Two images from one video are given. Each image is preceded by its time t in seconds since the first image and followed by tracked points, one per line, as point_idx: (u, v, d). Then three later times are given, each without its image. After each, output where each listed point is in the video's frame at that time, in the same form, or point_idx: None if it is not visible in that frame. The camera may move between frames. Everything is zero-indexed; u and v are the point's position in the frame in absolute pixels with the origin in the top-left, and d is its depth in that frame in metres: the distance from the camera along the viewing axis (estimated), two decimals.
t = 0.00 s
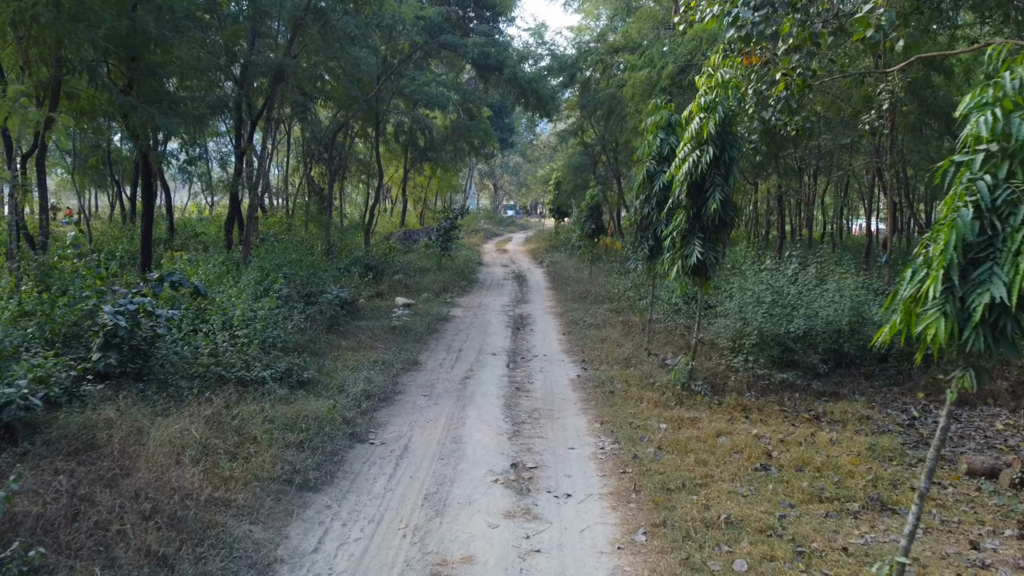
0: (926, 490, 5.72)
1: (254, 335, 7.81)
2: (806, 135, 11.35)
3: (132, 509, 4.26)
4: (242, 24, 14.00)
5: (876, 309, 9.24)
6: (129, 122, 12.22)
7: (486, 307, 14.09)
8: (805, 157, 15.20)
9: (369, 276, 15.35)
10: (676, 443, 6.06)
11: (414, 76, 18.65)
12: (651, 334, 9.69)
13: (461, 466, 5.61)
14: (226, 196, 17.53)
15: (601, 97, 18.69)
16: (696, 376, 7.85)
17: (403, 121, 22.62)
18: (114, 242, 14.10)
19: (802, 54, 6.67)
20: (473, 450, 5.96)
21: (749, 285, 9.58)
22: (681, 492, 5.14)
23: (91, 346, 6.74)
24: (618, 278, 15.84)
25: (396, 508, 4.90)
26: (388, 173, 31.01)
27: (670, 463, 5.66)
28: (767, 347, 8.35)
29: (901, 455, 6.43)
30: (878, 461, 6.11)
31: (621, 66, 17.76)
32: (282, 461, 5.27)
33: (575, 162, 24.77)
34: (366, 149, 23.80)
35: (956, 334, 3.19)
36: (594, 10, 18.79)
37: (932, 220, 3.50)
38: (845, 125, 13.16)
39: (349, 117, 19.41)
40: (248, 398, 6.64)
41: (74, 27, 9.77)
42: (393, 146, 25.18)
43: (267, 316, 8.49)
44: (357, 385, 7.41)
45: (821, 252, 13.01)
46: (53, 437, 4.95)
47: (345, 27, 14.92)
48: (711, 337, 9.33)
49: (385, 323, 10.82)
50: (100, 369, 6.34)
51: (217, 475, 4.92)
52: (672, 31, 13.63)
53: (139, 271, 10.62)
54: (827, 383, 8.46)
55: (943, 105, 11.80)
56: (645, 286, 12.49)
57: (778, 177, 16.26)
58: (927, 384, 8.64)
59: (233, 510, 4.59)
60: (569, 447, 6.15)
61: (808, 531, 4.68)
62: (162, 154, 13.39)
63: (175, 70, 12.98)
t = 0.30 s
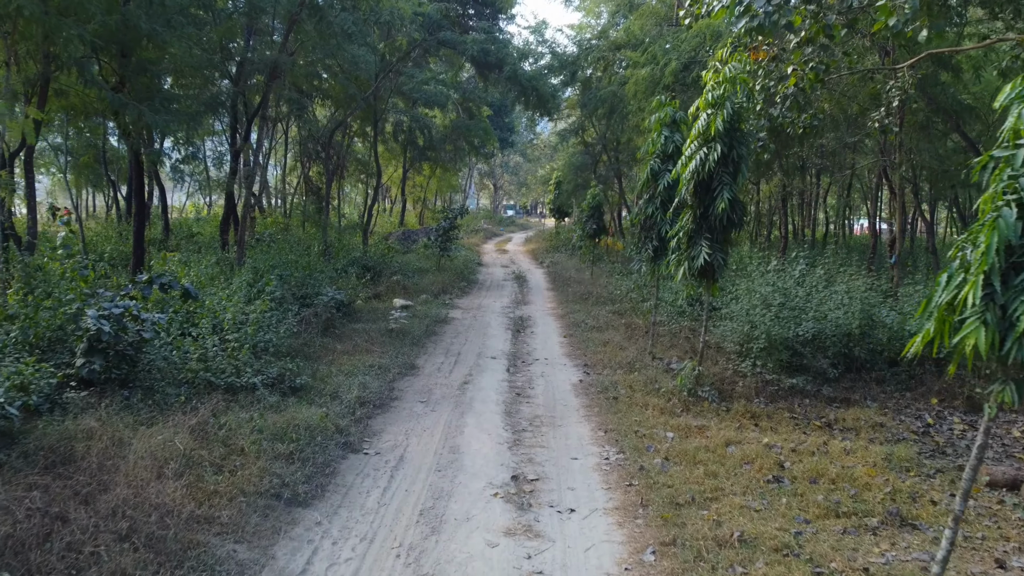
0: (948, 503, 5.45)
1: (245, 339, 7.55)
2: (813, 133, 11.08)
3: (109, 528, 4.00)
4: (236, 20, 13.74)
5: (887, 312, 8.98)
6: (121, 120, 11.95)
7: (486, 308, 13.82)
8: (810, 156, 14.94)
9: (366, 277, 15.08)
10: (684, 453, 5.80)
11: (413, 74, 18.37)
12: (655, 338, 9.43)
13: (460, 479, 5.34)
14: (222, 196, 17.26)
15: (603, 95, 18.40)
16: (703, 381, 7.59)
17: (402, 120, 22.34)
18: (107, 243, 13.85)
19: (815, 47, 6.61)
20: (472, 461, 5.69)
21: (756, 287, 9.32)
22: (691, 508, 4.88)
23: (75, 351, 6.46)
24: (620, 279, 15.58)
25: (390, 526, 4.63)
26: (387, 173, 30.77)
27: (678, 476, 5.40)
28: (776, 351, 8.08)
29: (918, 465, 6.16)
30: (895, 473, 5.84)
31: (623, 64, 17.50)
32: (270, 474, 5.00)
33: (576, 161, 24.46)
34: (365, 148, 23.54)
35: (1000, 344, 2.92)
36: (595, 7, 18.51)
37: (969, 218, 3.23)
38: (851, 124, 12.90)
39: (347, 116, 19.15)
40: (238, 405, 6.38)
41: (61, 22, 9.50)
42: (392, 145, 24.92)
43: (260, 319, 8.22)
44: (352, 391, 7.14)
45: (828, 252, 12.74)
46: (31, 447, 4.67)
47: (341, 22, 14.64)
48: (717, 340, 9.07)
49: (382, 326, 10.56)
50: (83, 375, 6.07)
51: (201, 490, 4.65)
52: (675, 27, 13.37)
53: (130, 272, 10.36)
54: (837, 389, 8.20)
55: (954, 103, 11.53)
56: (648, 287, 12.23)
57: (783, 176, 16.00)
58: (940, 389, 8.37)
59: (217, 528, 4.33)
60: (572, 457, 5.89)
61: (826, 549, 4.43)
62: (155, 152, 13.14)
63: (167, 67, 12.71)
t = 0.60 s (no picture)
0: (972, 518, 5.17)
1: (237, 342, 7.27)
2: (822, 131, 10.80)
3: (80, 551, 3.73)
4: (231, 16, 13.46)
5: (899, 315, 8.71)
6: (112, 118, 11.68)
7: (486, 310, 13.54)
8: (816, 156, 14.65)
9: (364, 278, 14.81)
10: (693, 466, 5.53)
11: (411, 72, 18.08)
12: (660, 341, 9.15)
13: (458, 494, 5.06)
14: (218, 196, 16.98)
15: (604, 93, 18.13)
16: (711, 388, 7.30)
17: (400, 119, 22.07)
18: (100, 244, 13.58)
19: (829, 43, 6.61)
20: (471, 474, 5.41)
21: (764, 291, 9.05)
22: (702, 526, 4.60)
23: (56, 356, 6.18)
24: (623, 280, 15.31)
25: (384, 545, 4.36)
26: (387, 173, 30.53)
27: (688, 490, 5.12)
28: (786, 356, 7.80)
29: (938, 477, 5.88)
30: (915, 486, 5.56)
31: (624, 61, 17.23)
32: (256, 490, 4.73)
33: (577, 161, 24.17)
34: (364, 148, 23.27)
35: None
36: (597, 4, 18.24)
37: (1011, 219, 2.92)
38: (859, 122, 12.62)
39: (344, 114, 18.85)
40: (225, 415, 6.10)
41: (48, 17, 9.22)
42: (390, 144, 24.65)
43: (252, 323, 7.93)
44: (345, 398, 6.86)
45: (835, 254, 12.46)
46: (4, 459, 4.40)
47: (338, 19, 14.35)
48: (725, 344, 8.79)
49: (379, 329, 10.27)
50: (65, 383, 5.79)
51: (182, 508, 4.38)
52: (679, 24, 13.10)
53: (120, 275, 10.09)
54: (849, 395, 7.92)
55: (965, 100, 11.24)
56: (652, 289, 11.95)
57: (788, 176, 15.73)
58: (956, 396, 8.09)
59: (198, 550, 4.05)
60: (576, 469, 5.61)
61: (848, 571, 4.15)
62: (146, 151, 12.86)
63: (158, 63, 12.45)
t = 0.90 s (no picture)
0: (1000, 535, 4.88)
1: (226, 348, 6.97)
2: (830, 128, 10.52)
3: None
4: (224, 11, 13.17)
5: (912, 318, 8.43)
6: (101, 115, 11.38)
7: (486, 312, 13.25)
8: (822, 155, 14.36)
9: (361, 279, 14.53)
10: (703, 479, 5.24)
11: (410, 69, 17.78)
12: (664, 345, 8.86)
13: (455, 511, 4.77)
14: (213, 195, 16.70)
15: (605, 91, 17.84)
16: (719, 395, 7.02)
17: (399, 117, 21.79)
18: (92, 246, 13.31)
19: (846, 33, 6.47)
20: (469, 489, 5.12)
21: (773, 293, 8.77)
22: (715, 547, 4.32)
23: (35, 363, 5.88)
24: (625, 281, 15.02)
25: (375, 568, 4.08)
26: (386, 172, 30.23)
27: (699, 506, 4.84)
28: (797, 361, 7.52)
29: (960, 490, 5.60)
30: (937, 500, 5.27)
31: (626, 59, 16.95)
32: (240, 507, 4.44)
33: (578, 160, 23.88)
34: (362, 147, 22.99)
35: None
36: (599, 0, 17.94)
37: None
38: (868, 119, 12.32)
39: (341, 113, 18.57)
40: (211, 425, 5.81)
41: (33, 11, 8.91)
42: (389, 143, 24.34)
43: (242, 327, 7.63)
44: (338, 405, 6.58)
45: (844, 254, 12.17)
46: None
47: (334, 14, 14.05)
48: (733, 348, 8.50)
49: (375, 332, 9.98)
50: (45, 391, 5.51)
51: (160, 528, 4.09)
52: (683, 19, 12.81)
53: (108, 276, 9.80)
54: (862, 402, 7.65)
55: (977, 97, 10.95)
56: (655, 291, 11.67)
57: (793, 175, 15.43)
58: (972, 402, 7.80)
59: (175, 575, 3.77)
60: (580, 482, 5.32)
61: None
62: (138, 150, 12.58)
63: (150, 59, 12.17)
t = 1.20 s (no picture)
0: None
1: (213, 354, 6.67)
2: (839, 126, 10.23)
3: None
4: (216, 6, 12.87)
5: (926, 321, 8.12)
6: (90, 113, 11.08)
7: (486, 314, 12.96)
8: (828, 154, 14.07)
9: (358, 280, 14.26)
10: (715, 495, 4.95)
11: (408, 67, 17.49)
12: (670, 350, 8.57)
13: (452, 530, 4.48)
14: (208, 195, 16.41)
15: (606, 90, 17.56)
16: (728, 403, 6.72)
17: (398, 116, 21.51)
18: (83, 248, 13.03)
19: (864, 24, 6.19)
20: (467, 506, 4.83)
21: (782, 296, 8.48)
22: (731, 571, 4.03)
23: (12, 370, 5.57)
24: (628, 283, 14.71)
25: None
26: (385, 172, 29.94)
27: (711, 525, 4.55)
28: (809, 368, 7.23)
29: (986, 506, 5.30)
30: (963, 517, 4.98)
31: (628, 56, 16.66)
32: (221, 528, 4.15)
33: (579, 160, 23.61)
34: (360, 146, 22.71)
35: None
36: None
37: None
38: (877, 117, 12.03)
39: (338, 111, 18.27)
40: (195, 437, 5.52)
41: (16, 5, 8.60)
42: (387, 142, 24.07)
43: (231, 332, 7.33)
44: (330, 414, 6.30)
45: (852, 255, 11.87)
46: None
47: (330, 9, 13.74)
48: (741, 353, 8.21)
49: (371, 335, 9.68)
50: (22, 401, 5.20)
51: (134, 552, 3.80)
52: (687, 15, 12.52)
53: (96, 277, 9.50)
54: (876, 409, 7.35)
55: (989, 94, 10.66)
56: (660, 293, 11.37)
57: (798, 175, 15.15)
58: (989, 409, 7.50)
59: None
60: (584, 498, 5.02)
61: None
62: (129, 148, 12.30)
63: (141, 55, 11.89)
